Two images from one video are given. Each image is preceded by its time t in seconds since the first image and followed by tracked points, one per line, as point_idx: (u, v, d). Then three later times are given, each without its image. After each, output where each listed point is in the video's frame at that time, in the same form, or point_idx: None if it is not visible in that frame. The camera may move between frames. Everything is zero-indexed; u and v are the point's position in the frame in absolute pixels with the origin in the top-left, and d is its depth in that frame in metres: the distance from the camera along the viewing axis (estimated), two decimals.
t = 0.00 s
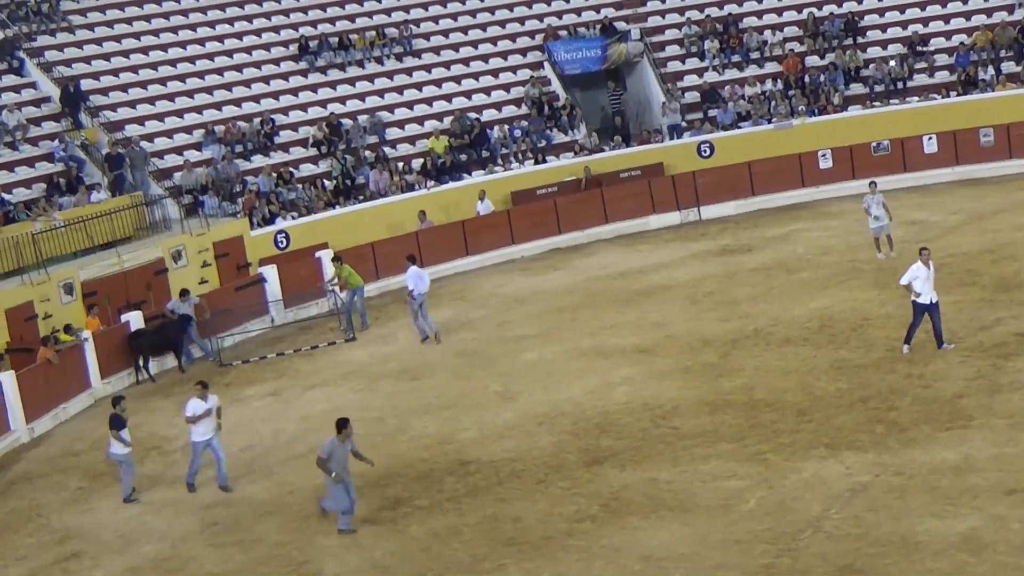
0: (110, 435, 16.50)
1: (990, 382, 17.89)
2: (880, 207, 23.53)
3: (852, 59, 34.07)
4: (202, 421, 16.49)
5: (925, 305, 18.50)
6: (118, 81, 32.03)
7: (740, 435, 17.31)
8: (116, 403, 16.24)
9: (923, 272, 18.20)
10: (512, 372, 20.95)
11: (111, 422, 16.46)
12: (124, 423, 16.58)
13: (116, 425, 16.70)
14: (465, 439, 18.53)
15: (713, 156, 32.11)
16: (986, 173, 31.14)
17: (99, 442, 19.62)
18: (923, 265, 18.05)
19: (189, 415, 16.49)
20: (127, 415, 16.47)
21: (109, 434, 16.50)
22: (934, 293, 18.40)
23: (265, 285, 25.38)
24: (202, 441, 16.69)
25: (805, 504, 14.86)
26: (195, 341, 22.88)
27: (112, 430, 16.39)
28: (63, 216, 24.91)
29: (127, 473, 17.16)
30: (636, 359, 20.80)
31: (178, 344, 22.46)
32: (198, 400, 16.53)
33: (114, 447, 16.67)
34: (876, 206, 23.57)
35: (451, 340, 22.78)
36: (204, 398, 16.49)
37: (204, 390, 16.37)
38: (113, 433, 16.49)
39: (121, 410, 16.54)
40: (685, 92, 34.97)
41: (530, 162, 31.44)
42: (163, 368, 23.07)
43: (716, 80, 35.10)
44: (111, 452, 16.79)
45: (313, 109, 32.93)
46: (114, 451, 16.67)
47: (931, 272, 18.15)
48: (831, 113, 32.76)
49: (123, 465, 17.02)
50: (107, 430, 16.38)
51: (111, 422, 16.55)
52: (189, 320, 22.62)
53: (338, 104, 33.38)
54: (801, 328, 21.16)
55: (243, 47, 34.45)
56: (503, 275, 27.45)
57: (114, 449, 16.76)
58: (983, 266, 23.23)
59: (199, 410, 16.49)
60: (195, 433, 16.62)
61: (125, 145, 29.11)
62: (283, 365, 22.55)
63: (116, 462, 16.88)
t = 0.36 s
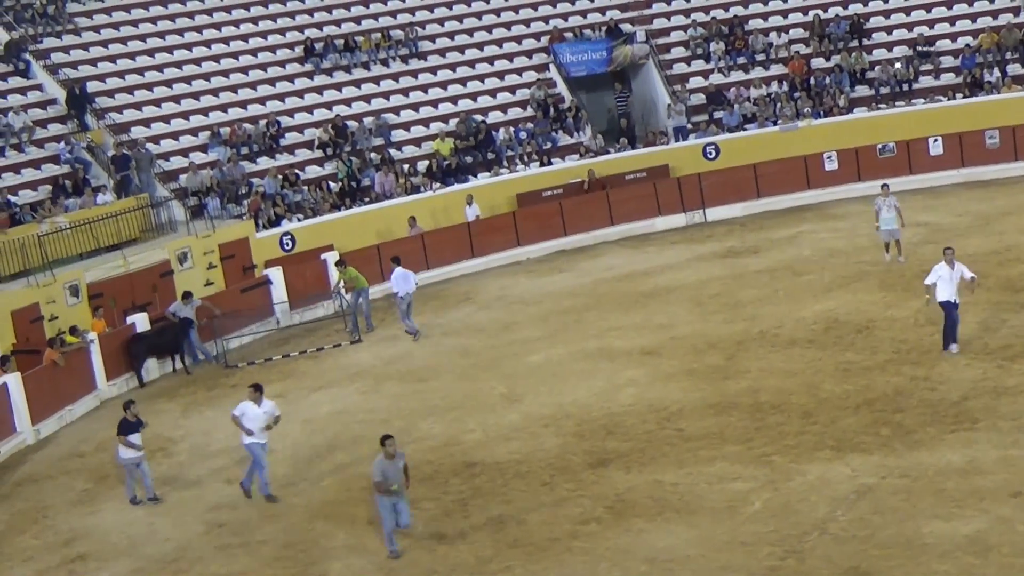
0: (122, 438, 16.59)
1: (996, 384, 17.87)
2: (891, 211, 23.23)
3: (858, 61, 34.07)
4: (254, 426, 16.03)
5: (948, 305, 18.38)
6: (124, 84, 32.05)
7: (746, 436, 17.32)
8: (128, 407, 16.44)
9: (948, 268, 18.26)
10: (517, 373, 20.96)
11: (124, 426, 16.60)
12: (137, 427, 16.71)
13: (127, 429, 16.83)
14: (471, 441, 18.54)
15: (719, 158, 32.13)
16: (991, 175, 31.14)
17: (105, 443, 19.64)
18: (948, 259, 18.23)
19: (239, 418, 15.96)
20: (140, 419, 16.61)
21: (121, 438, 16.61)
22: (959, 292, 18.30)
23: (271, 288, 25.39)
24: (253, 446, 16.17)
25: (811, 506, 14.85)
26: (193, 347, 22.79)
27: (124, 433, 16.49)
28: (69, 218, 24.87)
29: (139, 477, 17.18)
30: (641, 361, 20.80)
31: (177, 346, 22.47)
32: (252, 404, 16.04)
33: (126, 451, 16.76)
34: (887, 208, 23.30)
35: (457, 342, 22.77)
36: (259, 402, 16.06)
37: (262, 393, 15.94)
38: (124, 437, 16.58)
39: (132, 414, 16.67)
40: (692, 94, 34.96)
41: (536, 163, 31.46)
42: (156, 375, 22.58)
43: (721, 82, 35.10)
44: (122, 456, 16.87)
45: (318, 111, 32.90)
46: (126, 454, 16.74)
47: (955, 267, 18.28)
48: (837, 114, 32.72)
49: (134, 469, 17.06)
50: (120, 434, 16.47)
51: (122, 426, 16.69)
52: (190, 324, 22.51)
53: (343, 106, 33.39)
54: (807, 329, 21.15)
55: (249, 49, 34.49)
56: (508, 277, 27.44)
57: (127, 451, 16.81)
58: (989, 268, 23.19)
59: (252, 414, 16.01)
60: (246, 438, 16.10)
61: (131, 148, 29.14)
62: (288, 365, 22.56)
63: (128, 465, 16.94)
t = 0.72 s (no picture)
0: (141, 442, 16.62)
1: (1005, 386, 17.82)
2: (897, 215, 23.00)
3: (867, 62, 34.02)
4: (324, 427, 15.82)
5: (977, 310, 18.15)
6: (133, 83, 32.05)
7: (754, 437, 17.30)
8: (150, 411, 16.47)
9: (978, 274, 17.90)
10: (525, 373, 20.94)
11: (145, 429, 16.62)
12: (157, 432, 16.71)
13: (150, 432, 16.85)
14: (479, 442, 18.54)
15: (728, 159, 32.07)
16: (1000, 177, 31.09)
17: (114, 441, 19.65)
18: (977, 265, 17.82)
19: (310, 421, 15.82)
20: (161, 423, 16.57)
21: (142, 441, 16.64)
22: (988, 299, 18.04)
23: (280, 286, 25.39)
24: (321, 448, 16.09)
25: (819, 507, 14.82)
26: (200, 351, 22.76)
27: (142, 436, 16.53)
28: (78, 217, 24.79)
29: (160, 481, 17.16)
30: (649, 362, 20.78)
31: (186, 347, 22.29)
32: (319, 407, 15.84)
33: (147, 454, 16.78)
34: (892, 212, 23.05)
35: (465, 342, 22.72)
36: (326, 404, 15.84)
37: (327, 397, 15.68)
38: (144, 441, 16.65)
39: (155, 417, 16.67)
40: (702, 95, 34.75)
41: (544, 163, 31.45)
42: (161, 375, 22.45)
43: (730, 82, 35.06)
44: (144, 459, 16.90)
45: (328, 110, 32.90)
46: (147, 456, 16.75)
47: (987, 272, 17.95)
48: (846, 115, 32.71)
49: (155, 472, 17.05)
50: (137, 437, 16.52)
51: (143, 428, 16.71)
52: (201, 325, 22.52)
53: (352, 106, 33.38)
54: (815, 330, 21.12)
55: (258, 48, 34.50)
56: (515, 277, 27.42)
57: (148, 454, 16.83)
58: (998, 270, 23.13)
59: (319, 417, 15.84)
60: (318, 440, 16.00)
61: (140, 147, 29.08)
62: (295, 364, 22.53)
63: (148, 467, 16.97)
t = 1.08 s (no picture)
0: (156, 449, 15.96)
1: (1012, 387, 17.79)
2: (908, 219, 22.94)
3: (875, 63, 34.01)
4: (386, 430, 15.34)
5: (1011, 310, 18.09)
6: (141, 84, 32.09)
7: (762, 439, 17.28)
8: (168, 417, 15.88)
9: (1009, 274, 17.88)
10: (532, 374, 20.92)
11: (162, 436, 16.00)
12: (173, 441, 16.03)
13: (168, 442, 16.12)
14: (487, 445, 18.55)
15: (735, 160, 32.09)
16: (1009, 177, 31.05)
17: (122, 442, 19.67)
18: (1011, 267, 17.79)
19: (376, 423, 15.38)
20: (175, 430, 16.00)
21: (159, 448, 15.99)
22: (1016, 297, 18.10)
23: (288, 287, 25.41)
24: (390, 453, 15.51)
25: (826, 509, 14.80)
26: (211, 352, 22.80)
27: (159, 443, 15.87)
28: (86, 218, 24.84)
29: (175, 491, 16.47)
30: (656, 363, 20.76)
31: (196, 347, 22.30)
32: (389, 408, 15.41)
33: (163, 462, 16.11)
34: (903, 216, 22.90)
35: (473, 342, 22.70)
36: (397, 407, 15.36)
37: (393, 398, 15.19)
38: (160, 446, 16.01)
39: (172, 424, 16.07)
40: (710, 96, 34.59)
41: (551, 164, 31.45)
42: (168, 376, 22.46)
43: (738, 83, 35.05)
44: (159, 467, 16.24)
45: (336, 111, 32.92)
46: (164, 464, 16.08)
47: (1011, 272, 18.03)
48: (853, 116, 32.71)
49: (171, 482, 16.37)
50: (153, 443, 15.87)
51: (159, 436, 16.11)
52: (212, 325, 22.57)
53: (360, 107, 33.40)
54: (823, 332, 21.08)
55: (265, 49, 34.54)
56: (521, 277, 27.42)
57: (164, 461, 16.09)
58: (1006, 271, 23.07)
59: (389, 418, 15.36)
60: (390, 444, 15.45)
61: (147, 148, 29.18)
62: (301, 365, 22.54)
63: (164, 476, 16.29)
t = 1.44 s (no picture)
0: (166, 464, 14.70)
1: None
2: (955, 213, 21.38)
3: (909, 48, 32.64)
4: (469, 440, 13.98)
5: None
6: (127, 71, 30.99)
7: (788, 448, 15.98)
8: (170, 428, 14.56)
9: None
10: (543, 380, 19.64)
11: (163, 450, 14.69)
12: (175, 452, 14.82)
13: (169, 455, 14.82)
14: (493, 456, 17.29)
15: (759, 151, 30.68)
16: None
17: (108, 451, 18.49)
18: None
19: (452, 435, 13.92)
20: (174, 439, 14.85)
21: (163, 463, 14.68)
22: None
23: (282, 286, 24.02)
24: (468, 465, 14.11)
25: (857, 523, 13.50)
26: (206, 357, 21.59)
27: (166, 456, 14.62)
28: (68, 213, 23.56)
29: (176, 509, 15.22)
30: (675, 367, 19.47)
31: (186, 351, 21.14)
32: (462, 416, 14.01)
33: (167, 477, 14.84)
34: (953, 210, 21.34)
35: (479, 343, 21.44)
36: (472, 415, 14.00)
37: (474, 406, 13.74)
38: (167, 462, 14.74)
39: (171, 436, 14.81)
40: (732, 83, 33.40)
41: (563, 156, 30.05)
42: (154, 382, 21.23)
43: (763, 69, 33.67)
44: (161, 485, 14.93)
45: (334, 100, 31.68)
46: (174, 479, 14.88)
47: None
48: (885, 104, 31.53)
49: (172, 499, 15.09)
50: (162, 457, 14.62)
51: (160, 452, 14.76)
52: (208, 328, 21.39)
53: (360, 95, 32.14)
54: (854, 335, 19.73)
55: (260, 34, 33.39)
56: (532, 276, 26.14)
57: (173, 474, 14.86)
58: None
59: (464, 426, 13.95)
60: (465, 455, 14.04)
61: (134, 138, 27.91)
62: (299, 368, 21.35)
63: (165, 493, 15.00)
